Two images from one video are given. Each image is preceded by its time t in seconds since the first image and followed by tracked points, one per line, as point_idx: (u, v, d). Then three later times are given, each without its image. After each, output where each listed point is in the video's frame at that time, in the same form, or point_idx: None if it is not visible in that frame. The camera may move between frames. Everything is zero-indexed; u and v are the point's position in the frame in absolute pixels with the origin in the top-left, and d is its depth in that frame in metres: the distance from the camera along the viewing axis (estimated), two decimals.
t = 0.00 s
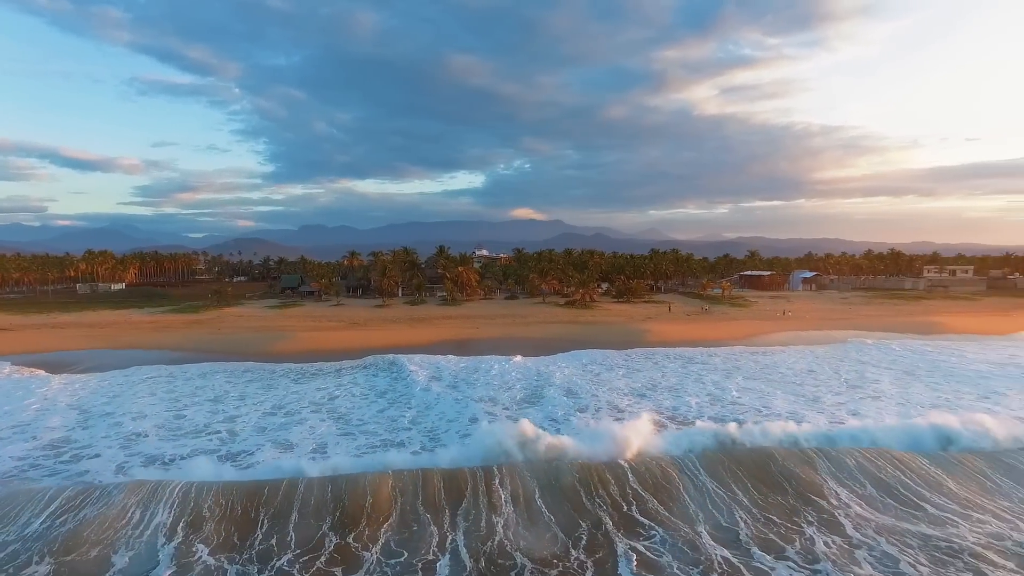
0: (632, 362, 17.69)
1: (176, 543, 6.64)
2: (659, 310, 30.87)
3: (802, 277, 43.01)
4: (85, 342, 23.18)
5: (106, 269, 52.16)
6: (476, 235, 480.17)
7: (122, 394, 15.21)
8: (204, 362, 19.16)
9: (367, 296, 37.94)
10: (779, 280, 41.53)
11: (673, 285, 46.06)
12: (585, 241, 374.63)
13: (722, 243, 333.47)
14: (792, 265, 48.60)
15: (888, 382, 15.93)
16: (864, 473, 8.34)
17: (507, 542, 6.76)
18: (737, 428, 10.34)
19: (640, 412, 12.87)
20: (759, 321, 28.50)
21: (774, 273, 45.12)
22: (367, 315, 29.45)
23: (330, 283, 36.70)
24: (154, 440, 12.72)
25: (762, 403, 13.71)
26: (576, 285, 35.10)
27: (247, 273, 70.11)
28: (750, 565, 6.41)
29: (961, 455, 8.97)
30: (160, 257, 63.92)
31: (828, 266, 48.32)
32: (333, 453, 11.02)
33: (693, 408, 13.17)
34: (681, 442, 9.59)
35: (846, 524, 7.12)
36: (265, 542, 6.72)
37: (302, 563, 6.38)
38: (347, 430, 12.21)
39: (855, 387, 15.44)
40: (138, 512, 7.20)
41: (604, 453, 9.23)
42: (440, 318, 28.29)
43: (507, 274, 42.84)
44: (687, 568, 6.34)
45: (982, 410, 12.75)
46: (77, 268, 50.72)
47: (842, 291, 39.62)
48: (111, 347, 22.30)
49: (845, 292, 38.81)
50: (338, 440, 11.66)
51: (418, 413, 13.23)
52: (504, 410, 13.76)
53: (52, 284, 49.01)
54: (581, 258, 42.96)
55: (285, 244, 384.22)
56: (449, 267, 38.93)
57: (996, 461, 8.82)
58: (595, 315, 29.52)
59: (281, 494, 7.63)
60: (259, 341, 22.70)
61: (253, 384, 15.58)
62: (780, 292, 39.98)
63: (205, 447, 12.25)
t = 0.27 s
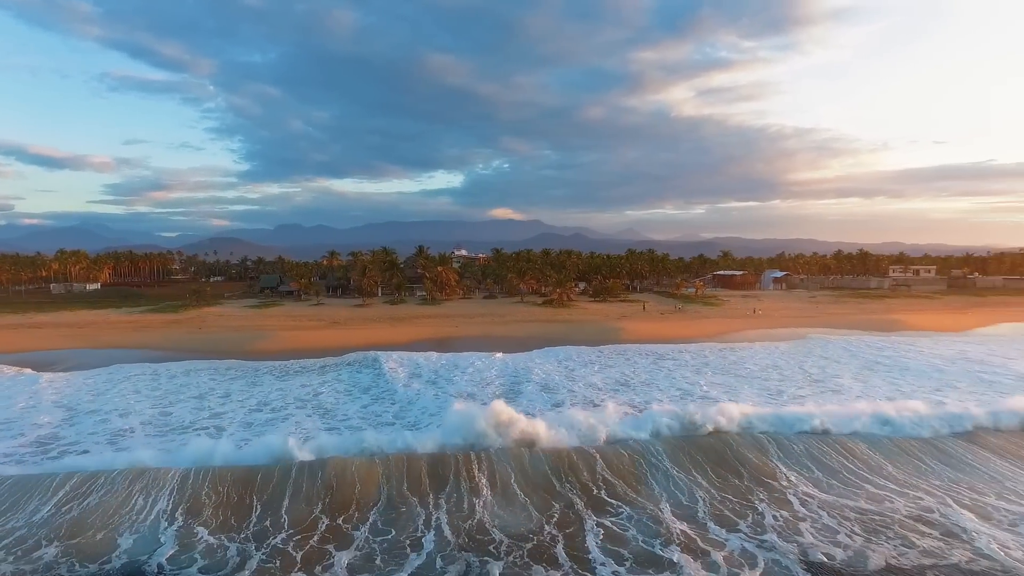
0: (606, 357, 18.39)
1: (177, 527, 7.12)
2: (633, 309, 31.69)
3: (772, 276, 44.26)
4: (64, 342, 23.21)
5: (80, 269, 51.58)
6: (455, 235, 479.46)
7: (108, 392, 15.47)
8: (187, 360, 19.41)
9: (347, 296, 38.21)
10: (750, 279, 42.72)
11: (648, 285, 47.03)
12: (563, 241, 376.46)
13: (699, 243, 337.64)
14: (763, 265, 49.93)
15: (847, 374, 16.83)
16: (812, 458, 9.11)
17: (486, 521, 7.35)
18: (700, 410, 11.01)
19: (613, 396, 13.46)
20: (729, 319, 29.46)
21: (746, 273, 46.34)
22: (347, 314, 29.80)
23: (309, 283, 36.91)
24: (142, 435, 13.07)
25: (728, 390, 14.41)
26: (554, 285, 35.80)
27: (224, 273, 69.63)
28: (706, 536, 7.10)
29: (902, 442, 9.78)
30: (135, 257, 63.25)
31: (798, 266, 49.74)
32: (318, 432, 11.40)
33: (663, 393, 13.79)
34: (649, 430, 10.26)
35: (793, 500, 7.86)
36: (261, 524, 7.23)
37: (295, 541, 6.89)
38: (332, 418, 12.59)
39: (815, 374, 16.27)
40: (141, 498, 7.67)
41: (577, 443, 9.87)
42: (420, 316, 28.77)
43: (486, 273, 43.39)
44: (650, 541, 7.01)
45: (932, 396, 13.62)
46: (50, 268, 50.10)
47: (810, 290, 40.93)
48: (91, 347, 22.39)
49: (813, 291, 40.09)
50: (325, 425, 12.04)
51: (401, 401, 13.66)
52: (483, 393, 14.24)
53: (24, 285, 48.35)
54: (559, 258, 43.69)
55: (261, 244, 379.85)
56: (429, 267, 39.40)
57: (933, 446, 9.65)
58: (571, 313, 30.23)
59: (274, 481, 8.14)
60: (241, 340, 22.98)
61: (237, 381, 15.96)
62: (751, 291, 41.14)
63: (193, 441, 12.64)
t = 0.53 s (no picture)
0: (580, 353, 19.09)
1: (176, 511, 7.61)
2: (608, 307, 32.50)
3: (743, 276, 45.51)
4: (42, 341, 23.21)
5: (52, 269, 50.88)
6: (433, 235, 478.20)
7: (92, 389, 15.71)
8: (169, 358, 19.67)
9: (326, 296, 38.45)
10: (722, 279, 43.89)
11: (623, 284, 47.99)
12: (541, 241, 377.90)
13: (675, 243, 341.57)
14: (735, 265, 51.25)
15: (808, 365, 17.73)
16: (765, 445, 9.91)
17: (464, 502, 7.96)
18: (665, 403, 11.76)
19: (585, 388, 14.13)
20: (700, 317, 30.41)
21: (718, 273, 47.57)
22: (327, 313, 30.14)
23: (288, 283, 37.08)
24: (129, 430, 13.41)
25: (695, 380, 15.15)
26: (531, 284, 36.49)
27: (199, 272, 69.01)
28: (665, 512, 7.80)
29: (849, 432, 10.63)
30: (108, 257, 62.42)
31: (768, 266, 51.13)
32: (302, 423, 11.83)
33: (632, 384, 14.49)
34: (616, 422, 10.96)
35: (745, 480, 8.62)
36: (255, 507, 7.75)
37: (286, 522, 7.42)
38: (316, 411, 13.07)
39: (777, 367, 17.15)
40: (140, 488, 8.16)
41: (549, 433, 10.53)
42: (400, 315, 29.23)
43: (464, 273, 43.93)
44: (615, 516, 7.69)
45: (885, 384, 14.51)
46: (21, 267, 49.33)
47: (779, 289, 42.22)
48: (70, 346, 22.45)
49: (782, 290, 41.37)
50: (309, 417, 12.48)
51: (381, 395, 14.15)
52: (461, 387, 14.80)
53: None
54: (536, 258, 44.40)
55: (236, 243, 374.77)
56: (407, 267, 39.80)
57: (877, 434, 10.51)
58: (548, 312, 30.95)
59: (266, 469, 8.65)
60: (222, 339, 23.24)
61: (221, 377, 16.32)
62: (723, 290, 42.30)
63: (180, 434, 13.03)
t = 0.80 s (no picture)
0: (556, 349, 19.77)
1: (170, 498, 8.06)
2: (585, 306, 33.24)
3: (717, 275, 46.65)
4: (20, 341, 23.19)
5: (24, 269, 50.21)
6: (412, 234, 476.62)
7: (76, 386, 15.95)
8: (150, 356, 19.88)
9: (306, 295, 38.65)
10: (696, 279, 44.95)
11: (601, 283, 48.85)
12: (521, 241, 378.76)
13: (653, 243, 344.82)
14: (709, 265, 52.46)
15: (773, 359, 18.58)
16: (726, 435, 10.63)
17: (443, 486, 8.51)
18: (634, 398, 12.46)
19: (560, 383, 14.77)
20: (674, 316, 31.28)
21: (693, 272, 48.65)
22: (307, 312, 30.43)
23: (268, 282, 37.18)
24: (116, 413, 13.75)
25: (666, 373, 15.86)
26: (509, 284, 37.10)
27: (175, 271, 68.36)
28: (629, 493, 8.44)
29: (806, 423, 11.41)
30: (81, 256, 61.59)
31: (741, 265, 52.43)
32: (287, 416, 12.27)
33: (605, 379, 15.15)
34: (588, 415, 11.61)
35: (705, 465, 9.31)
36: (246, 494, 8.22)
37: (277, 507, 7.90)
38: (300, 405, 13.51)
39: (744, 362, 17.98)
40: (135, 479, 8.58)
41: (524, 425, 11.13)
42: (380, 314, 29.66)
43: (443, 272, 44.41)
44: (584, 498, 8.31)
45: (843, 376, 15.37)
46: None
47: (751, 289, 43.38)
48: (49, 345, 22.48)
49: (754, 290, 42.53)
50: (292, 411, 12.91)
51: (363, 390, 14.61)
52: (441, 382, 15.33)
53: None
54: (515, 258, 45.03)
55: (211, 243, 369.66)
56: (387, 266, 40.15)
57: (831, 425, 11.31)
58: (526, 311, 31.58)
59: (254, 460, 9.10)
60: (203, 338, 23.47)
61: (205, 374, 16.65)
62: (697, 289, 43.37)
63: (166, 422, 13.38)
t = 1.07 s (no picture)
0: (526, 346, 20.40)
1: (155, 487, 8.46)
2: (556, 305, 33.95)
3: (684, 275, 47.83)
4: None
5: None
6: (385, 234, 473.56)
7: (49, 385, 16.05)
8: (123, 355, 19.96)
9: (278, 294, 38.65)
10: (664, 278, 46.06)
11: (572, 283, 49.69)
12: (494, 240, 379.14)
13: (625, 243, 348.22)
14: (678, 265, 53.70)
15: (733, 354, 19.47)
16: (683, 425, 11.37)
17: (416, 473, 9.06)
18: (598, 393, 13.17)
19: (530, 378, 15.40)
20: (641, 314, 32.17)
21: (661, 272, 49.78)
22: (280, 311, 30.56)
23: (239, 281, 37.13)
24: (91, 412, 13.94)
25: (631, 368, 16.60)
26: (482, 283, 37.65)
27: (142, 271, 67.30)
28: (590, 478, 9.09)
29: (758, 414, 12.21)
30: (44, 256, 60.30)
31: (708, 265, 53.78)
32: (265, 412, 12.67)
33: (572, 375, 15.82)
34: (555, 409, 12.25)
35: (661, 451, 10.03)
36: (228, 482, 8.66)
37: (259, 493, 8.37)
38: (276, 400, 13.89)
39: (705, 357, 18.83)
40: (119, 470, 8.95)
41: (494, 418, 11.71)
42: (354, 313, 29.96)
43: (417, 272, 44.76)
44: (548, 482, 8.94)
45: (796, 369, 16.28)
46: None
47: (717, 288, 44.60)
48: (17, 345, 22.35)
49: (720, 289, 43.73)
50: (270, 406, 13.30)
51: (338, 386, 15.04)
52: (414, 378, 15.84)
53: None
54: (487, 257, 45.59)
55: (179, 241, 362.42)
56: (360, 266, 40.37)
57: (781, 415, 12.12)
58: (498, 310, 32.17)
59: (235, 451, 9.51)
60: (175, 337, 23.55)
61: (179, 372, 16.89)
62: (665, 288, 44.45)
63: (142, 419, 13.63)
